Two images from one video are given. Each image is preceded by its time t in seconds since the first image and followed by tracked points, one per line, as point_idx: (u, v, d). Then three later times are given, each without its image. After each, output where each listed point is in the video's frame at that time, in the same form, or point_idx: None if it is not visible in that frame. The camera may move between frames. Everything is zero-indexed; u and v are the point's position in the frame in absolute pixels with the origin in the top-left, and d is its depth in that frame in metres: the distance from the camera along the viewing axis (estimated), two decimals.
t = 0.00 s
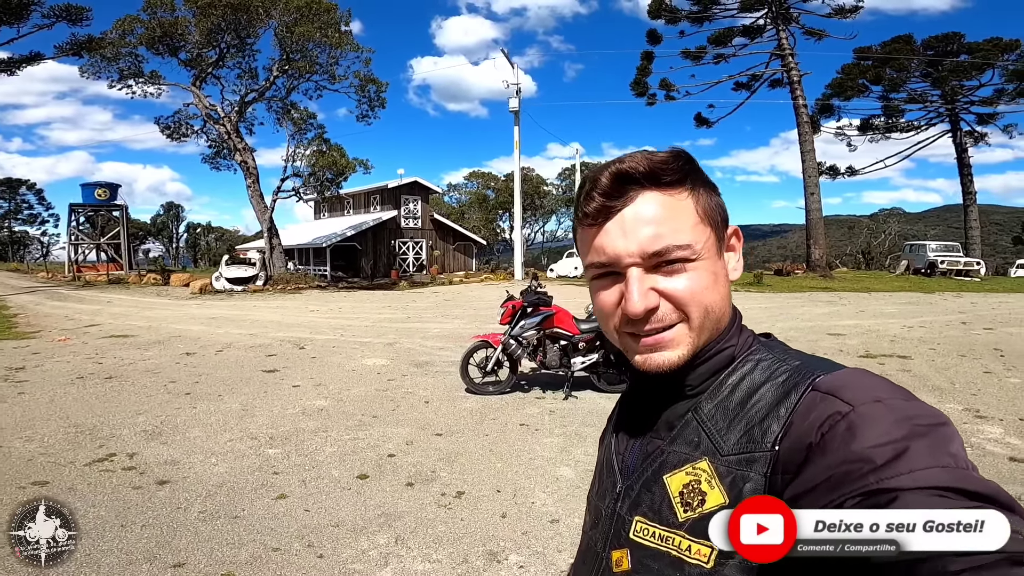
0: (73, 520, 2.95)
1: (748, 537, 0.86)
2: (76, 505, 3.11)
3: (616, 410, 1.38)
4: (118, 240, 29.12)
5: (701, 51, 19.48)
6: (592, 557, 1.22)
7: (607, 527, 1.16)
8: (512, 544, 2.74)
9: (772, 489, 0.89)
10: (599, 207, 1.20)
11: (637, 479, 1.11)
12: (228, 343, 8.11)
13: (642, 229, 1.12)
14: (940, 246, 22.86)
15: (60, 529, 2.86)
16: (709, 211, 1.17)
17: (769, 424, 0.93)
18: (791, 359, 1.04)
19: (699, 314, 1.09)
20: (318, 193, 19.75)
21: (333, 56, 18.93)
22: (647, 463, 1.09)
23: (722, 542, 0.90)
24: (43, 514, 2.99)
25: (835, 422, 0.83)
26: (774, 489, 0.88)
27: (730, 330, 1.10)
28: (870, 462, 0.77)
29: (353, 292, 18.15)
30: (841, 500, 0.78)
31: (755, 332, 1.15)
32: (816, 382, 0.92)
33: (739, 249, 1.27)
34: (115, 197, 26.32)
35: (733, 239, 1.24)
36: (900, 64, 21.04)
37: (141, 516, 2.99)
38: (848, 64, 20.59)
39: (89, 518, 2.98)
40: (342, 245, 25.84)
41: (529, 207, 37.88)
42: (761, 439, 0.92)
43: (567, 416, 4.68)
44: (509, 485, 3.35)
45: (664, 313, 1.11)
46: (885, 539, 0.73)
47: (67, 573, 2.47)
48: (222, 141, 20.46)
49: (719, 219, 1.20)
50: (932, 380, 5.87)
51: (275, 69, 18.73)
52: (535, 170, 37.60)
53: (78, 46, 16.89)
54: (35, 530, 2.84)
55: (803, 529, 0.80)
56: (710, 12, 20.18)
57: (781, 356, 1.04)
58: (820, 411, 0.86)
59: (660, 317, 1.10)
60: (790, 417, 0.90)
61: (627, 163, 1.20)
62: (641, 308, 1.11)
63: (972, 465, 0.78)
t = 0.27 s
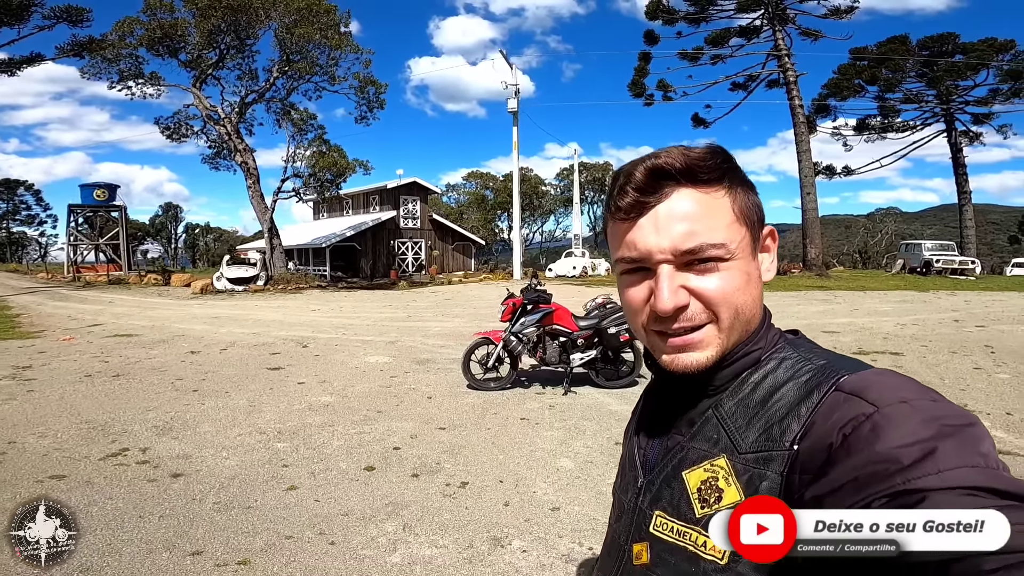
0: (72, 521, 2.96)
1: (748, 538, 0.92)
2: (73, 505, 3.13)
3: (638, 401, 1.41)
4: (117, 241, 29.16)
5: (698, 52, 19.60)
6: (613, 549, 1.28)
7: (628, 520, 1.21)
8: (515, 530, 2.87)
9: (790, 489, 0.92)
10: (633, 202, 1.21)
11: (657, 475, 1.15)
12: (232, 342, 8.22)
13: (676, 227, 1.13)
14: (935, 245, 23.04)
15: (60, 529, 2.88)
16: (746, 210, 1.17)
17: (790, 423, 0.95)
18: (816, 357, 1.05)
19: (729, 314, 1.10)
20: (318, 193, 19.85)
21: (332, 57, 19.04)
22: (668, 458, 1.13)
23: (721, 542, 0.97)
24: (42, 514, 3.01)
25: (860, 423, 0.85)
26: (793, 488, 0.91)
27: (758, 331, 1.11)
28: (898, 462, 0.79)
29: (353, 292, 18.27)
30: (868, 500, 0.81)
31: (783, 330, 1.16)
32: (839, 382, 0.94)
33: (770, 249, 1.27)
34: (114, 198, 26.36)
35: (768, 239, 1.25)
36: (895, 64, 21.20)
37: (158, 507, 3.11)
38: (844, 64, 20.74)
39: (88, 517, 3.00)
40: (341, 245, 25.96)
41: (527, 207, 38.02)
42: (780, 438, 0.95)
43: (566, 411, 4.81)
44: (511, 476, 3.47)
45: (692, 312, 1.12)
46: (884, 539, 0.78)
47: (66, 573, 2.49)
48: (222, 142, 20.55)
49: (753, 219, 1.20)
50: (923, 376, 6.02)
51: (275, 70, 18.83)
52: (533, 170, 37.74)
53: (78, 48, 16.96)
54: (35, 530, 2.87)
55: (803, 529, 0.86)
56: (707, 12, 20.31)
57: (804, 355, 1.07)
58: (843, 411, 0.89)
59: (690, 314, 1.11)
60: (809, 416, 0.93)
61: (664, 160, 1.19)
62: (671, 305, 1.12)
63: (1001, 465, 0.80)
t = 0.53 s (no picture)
0: (73, 520, 2.97)
1: (747, 538, 0.79)
2: (73, 504, 3.14)
3: (633, 387, 1.28)
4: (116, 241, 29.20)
5: (696, 51, 19.65)
6: (599, 533, 1.15)
7: (616, 504, 1.08)
8: (514, 520, 2.95)
9: (783, 478, 0.82)
10: (643, 179, 1.08)
11: (648, 459, 1.02)
12: (233, 340, 8.29)
13: (685, 205, 1.01)
14: (931, 243, 23.17)
15: (60, 529, 2.88)
16: (755, 194, 1.06)
17: (784, 410, 0.86)
18: (813, 346, 0.95)
19: (733, 298, 0.98)
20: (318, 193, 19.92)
21: (331, 57, 19.10)
22: (659, 442, 1.01)
23: (722, 543, 0.83)
24: (43, 514, 3.03)
25: (853, 412, 0.77)
26: (784, 477, 0.82)
27: (759, 315, 0.99)
28: (890, 450, 0.71)
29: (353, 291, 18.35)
30: (856, 491, 0.73)
31: (785, 319, 1.05)
32: (834, 369, 0.85)
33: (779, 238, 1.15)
34: (113, 198, 26.39)
35: (776, 226, 1.11)
36: (891, 63, 21.29)
37: (167, 501, 3.19)
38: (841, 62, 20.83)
39: (88, 517, 3.01)
40: (340, 245, 26.05)
41: (526, 206, 38.12)
42: (774, 424, 0.86)
43: (564, 406, 4.89)
44: (510, 468, 3.56)
45: (695, 294, 1.00)
46: (884, 539, 0.67)
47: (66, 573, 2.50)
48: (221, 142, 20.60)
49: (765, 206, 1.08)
50: (915, 371, 6.10)
51: (274, 71, 18.89)
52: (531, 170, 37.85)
53: (77, 48, 16.99)
54: (35, 530, 2.88)
55: (803, 528, 0.74)
56: (704, 12, 20.38)
57: (805, 343, 0.96)
58: (838, 400, 0.80)
59: (692, 297, 0.99)
60: (806, 402, 0.84)
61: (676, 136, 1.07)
62: (675, 285, 1.00)
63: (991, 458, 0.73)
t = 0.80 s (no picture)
0: (72, 520, 2.99)
1: (747, 538, 0.77)
2: (73, 504, 3.16)
3: (613, 387, 1.31)
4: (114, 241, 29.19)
5: (693, 50, 19.70)
6: (577, 530, 1.17)
7: (595, 500, 1.10)
8: (511, 515, 3.00)
9: (755, 474, 0.85)
10: (623, 180, 1.13)
11: (627, 456, 1.04)
12: (233, 340, 8.33)
13: (662, 206, 1.06)
14: (928, 241, 23.26)
15: (60, 529, 2.91)
16: (730, 197, 1.11)
17: (757, 408, 0.89)
18: (786, 348, 0.99)
19: (705, 296, 1.04)
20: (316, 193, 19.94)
21: (328, 57, 19.12)
22: (638, 439, 1.03)
23: (721, 542, 0.80)
24: (42, 514, 3.05)
25: (823, 408, 0.80)
26: (756, 472, 0.85)
27: (733, 315, 1.04)
28: (856, 446, 0.75)
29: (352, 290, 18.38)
30: (824, 485, 0.75)
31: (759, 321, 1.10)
32: (805, 369, 0.89)
33: (754, 241, 1.20)
34: (111, 199, 26.38)
35: (750, 228, 1.17)
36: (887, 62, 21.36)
37: (169, 498, 3.24)
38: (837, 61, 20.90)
39: (87, 517, 3.03)
40: (339, 245, 26.08)
41: (524, 206, 38.16)
42: (747, 421, 0.89)
43: (562, 404, 4.96)
44: (507, 465, 3.61)
45: (671, 291, 1.05)
46: (885, 539, 0.67)
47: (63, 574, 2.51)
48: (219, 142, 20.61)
49: (741, 207, 1.13)
50: (909, 369, 6.16)
51: (271, 71, 18.92)
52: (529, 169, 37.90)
53: (75, 49, 17.01)
54: (35, 530, 2.90)
55: (802, 528, 0.73)
56: (701, 11, 20.43)
57: (777, 345, 1.00)
58: (807, 398, 0.83)
59: (667, 295, 1.04)
60: (778, 400, 0.87)
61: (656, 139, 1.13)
62: (651, 281, 1.05)
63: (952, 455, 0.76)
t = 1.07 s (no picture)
0: (72, 520, 3.01)
1: (748, 537, 0.74)
2: (72, 505, 3.18)
3: (603, 393, 1.32)
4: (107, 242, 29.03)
5: (687, 49, 19.73)
6: (565, 537, 1.18)
7: (583, 507, 1.12)
8: (506, 515, 3.02)
9: (741, 480, 0.85)
10: (604, 192, 1.15)
11: (615, 463, 1.05)
12: (227, 342, 8.32)
13: (644, 215, 1.09)
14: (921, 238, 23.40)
15: (60, 529, 2.93)
16: (710, 206, 1.13)
17: (742, 415, 0.89)
18: (772, 357, 0.99)
19: (692, 302, 1.05)
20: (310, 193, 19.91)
21: (322, 57, 19.07)
22: (626, 446, 1.04)
23: (722, 542, 0.78)
24: (42, 514, 3.07)
25: (807, 416, 0.80)
26: (741, 480, 0.85)
27: (718, 323, 1.05)
28: (840, 453, 0.74)
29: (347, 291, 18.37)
30: (808, 491, 0.75)
31: (746, 329, 1.10)
32: (791, 378, 0.88)
33: (737, 249, 1.22)
34: (103, 200, 26.24)
35: (732, 234, 1.19)
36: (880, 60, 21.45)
37: (165, 500, 3.24)
38: (830, 60, 21.00)
39: (87, 517, 3.05)
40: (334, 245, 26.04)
41: (519, 205, 38.18)
42: (734, 429, 0.88)
43: (556, 403, 4.98)
44: (502, 465, 3.63)
45: (658, 298, 1.06)
46: (885, 539, 0.66)
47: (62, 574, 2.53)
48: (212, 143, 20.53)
49: (722, 215, 1.16)
50: (901, 366, 6.21)
51: (265, 71, 18.86)
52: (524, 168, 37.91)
53: (66, 50, 16.91)
54: (35, 530, 2.92)
55: (803, 528, 0.71)
56: (695, 9, 20.47)
57: (764, 353, 1.00)
58: (793, 406, 0.83)
59: (655, 301, 1.05)
60: (764, 408, 0.87)
61: (635, 152, 1.16)
62: (637, 290, 1.06)
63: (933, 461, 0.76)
